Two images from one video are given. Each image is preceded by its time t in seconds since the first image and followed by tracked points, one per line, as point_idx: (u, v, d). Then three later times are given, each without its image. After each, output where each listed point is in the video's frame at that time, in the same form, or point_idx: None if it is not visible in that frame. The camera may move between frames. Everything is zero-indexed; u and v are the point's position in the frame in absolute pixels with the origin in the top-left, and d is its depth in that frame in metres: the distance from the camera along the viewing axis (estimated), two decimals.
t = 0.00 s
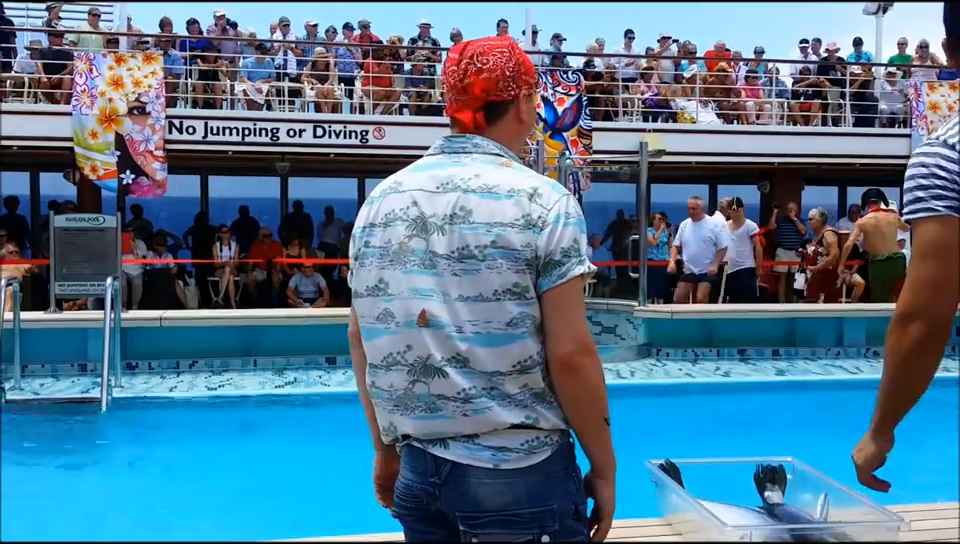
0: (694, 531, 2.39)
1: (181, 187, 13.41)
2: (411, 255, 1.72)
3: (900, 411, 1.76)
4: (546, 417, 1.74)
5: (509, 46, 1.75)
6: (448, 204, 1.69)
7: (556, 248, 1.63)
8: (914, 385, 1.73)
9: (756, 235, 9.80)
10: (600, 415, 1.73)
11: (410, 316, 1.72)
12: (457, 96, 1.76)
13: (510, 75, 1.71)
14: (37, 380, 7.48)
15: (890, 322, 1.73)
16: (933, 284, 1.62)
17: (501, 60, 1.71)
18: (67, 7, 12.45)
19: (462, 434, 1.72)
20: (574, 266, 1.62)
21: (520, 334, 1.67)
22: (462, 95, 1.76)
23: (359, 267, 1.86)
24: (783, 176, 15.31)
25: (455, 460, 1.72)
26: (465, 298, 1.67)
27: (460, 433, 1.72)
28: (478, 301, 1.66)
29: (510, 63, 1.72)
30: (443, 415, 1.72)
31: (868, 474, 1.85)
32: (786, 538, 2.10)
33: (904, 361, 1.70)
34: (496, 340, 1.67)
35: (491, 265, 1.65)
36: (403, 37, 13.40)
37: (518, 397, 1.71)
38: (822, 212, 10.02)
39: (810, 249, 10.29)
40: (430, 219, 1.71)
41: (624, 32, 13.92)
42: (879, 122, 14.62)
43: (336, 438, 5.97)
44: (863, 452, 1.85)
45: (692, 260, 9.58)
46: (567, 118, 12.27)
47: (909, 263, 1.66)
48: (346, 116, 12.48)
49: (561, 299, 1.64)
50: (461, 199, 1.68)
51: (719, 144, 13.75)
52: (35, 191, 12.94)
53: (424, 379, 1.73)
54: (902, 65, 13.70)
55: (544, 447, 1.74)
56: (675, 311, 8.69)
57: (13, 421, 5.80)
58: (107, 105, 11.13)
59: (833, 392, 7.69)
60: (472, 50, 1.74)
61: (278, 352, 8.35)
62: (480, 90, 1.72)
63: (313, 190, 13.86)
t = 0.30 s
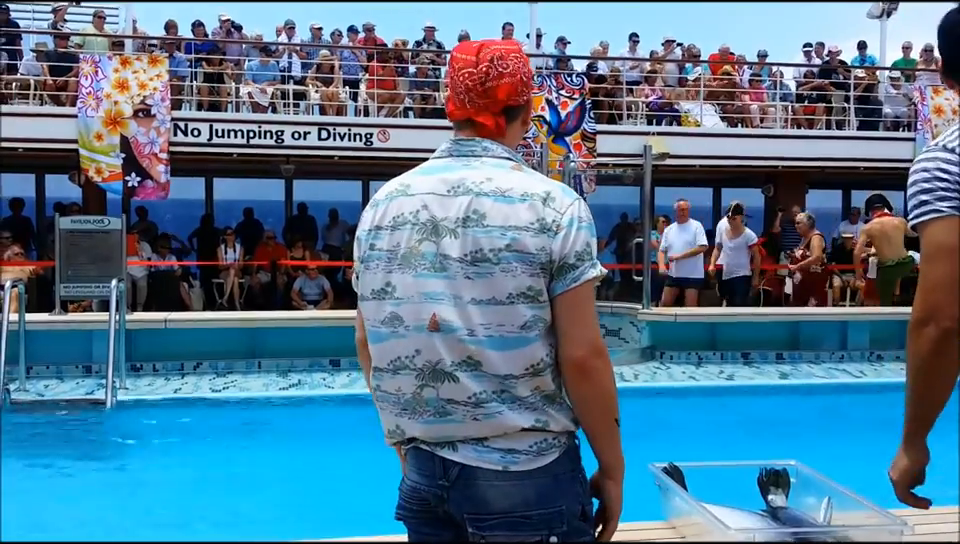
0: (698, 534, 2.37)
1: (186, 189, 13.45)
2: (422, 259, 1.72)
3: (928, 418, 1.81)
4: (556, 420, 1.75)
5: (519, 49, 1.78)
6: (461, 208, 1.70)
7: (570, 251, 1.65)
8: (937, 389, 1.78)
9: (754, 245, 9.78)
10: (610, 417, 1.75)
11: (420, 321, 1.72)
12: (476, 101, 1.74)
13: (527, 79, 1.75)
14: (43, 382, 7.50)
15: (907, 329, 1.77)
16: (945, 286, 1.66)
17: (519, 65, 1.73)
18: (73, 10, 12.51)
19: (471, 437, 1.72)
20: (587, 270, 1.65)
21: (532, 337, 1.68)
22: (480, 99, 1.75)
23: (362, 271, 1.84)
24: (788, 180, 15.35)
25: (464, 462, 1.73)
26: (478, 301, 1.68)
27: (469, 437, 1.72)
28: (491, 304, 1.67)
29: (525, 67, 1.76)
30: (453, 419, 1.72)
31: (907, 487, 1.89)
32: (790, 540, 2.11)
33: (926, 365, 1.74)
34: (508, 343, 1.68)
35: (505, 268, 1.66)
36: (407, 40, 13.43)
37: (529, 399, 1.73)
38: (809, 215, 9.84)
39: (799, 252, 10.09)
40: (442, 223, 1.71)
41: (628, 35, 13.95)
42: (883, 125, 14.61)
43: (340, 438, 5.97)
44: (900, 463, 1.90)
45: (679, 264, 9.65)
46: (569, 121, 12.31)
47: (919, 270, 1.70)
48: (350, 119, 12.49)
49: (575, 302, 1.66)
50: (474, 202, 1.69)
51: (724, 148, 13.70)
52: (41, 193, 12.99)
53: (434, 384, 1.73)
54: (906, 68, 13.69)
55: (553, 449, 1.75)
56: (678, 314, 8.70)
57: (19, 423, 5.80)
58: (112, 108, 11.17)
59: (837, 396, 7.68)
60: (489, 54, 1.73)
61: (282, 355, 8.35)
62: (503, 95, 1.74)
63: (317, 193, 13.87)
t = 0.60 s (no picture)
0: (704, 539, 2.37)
1: (191, 191, 13.46)
2: (427, 260, 1.71)
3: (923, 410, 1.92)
4: (561, 424, 1.75)
5: (520, 51, 1.80)
6: (468, 209, 1.69)
7: (577, 252, 1.65)
8: (934, 383, 1.88)
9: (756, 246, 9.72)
10: (616, 419, 1.74)
11: (425, 323, 1.70)
12: (492, 104, 1.74)
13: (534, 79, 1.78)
14: (47, 384, 7.50)
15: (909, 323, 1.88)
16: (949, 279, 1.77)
17: (528, 66, 1.76)
18: (79, 12, 12.53)
19: (475, 441, 1.72)
20: (594, 271, 1.65)
21: (539, 338, 1.68)
22: (495, 102, 1.75)
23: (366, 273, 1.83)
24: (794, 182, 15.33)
25: (468, 466, 1.72)
26: (484, 302, 1.66)
27: (474, 440, 1.72)
28: (498, 304, 1.66)
29: (531, 67, 1.78)
30: (457, 423, 1.71)
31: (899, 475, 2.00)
32: None
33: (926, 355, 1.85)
34: (515, 344, 1.67)
35: (513, 269, 1.65)
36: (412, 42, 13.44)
37: (535, 402, 1.72)
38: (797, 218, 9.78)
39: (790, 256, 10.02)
40: (448, 224, 1.70)
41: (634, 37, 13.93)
42: (890, 128, 14.56)
43: (344, 440, 5.97)
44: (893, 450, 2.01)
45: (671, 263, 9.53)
46: (576, 121, 12.30)
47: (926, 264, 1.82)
48: (355, 121, 12.48)
49: (582, 303, 1.66)
50: (482, 203, 1.69)
51: (730, 150, 13.68)
52: (46, 195, 13.00)
53: (438, 386, 1.72)
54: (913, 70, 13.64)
55: (558, 453, 1.74)
56: (684, 317, 8.68)
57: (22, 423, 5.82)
58: (117, 109, 11.18)
59: (843, 400, 7.64)
60: (502, 56, 1.73)
61: (286, 358, 8.34)
62: (519, 97, 1.75)
63: (322, 195, 13.88)
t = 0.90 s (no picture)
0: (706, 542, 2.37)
1: (195, 194, 13.50)
2: (439, 263, 1.70)
3: (931, 394, 1.93)
4: (570, 427, 1.75)
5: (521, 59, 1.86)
6: (481, 211, 1.69)
7: (589, 254, 1.66)
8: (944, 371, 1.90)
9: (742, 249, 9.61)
10: (626, 421, 1.75)
11: (439, 326, 1.70)
12: (513, 109, 1.79)
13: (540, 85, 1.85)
14: (52, 386, 7.53)
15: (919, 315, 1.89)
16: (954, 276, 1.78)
17: (536, 74, 1.83)
18: (84, 15, 12.58)
19: (481, 445, 1.72)
20: (606, 272, 1.67)
21: (552, 339, 1.68)
22: (515, 107, 1.79)
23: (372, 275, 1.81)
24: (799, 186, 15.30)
25: (473, 469, 1.73)
26: (498, 304, 1.66)
27: (480, 444, 1.73)
28: (513, 306, 1.66)
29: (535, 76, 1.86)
30: (464, 426, 1.72)
31: (905, 448, 2.04)
32: None
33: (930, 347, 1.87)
34: (530, 345, 1.68)
35: (528, 270, 1.65)
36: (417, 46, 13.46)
37: (548, 404, 1.72)
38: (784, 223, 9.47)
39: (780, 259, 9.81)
40: (461, 226, 1.70)
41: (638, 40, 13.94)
42: (894, 132, 14.55)
43: (347, 441, 5.97)
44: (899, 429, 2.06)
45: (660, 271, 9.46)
46: (580, 124, 12.28)
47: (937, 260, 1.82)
48: (359, 124, 12.51)
49: (595, 303, 1.68)
50: (495, 205, 1.69)
51: (734, 153, 13.69)
52: (52, 198, 13.06)
53: (450, 389, 1.72)
54: (917, 74, 13.62)
55: (562, 456, 1.75)
56: (688, 320, 8.68)
57: (28, 426, 5.82)
58: (123, 112, 11.20)
59: (847, 404, 7.63)
60: (516, 63, 1.79)
61: (290, 360, 8.35)
62: (535, 102, 1.81)
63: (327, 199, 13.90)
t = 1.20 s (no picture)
0: None
1: (199, 196, 13.53)
2: (454, 264, 1.68)
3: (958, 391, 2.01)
4: (580, 427, 1.76)
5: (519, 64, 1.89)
6: (497, 210, 1.70)
7: (604, 252, 1.70)
8: None
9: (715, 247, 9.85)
10: (636, 418, 1.79)
11: (456, 327, 1.69)
12: (520, 111, 1.80)
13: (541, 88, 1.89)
14: (57, 386, 7.56)
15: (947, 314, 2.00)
16: None
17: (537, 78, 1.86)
18: (89, 18, 12.63)
19: (489, 445, 1.73)
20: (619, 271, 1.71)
21: (567, 338, 1.70)
22: (522, 110, 1.81)
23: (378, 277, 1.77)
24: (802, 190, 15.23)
25: (482, 471, 1.73)
26: (516, 303, 1.67)
27: (489, 444, 1.73)
28: (531, 305, 1.67)
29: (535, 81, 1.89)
30: (475, 425, 1.73)
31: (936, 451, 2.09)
32: None
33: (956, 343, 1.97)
34: (546, 345, 1.69)
35: (546, 269, 1.67)
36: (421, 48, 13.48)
37: (563, 404, 1.73)
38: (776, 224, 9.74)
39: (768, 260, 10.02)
40: (475, 226, 1.69)
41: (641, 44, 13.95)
42: (897, 135, 14.54)
43: (350, 443, 5.97)
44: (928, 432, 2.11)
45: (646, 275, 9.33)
46: (583, 127, 12.26)
47: None
48: (363, 127, 12.54)
49: (608, 302, 1.71)
50: (510, 206, 1.70)
51: (737, 156, 13.68)
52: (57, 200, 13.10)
53: (465, 389, 1.73)
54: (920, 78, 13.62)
55: (569, 457, 1.76)
56: (691, 323, 8.66)
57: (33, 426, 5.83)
58: (128, 115, 11.26)
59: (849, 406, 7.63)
60: (520, 67, 1.81)
61: (293, 362, 8.36)
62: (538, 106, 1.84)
63: (330, 201, 13.92)
